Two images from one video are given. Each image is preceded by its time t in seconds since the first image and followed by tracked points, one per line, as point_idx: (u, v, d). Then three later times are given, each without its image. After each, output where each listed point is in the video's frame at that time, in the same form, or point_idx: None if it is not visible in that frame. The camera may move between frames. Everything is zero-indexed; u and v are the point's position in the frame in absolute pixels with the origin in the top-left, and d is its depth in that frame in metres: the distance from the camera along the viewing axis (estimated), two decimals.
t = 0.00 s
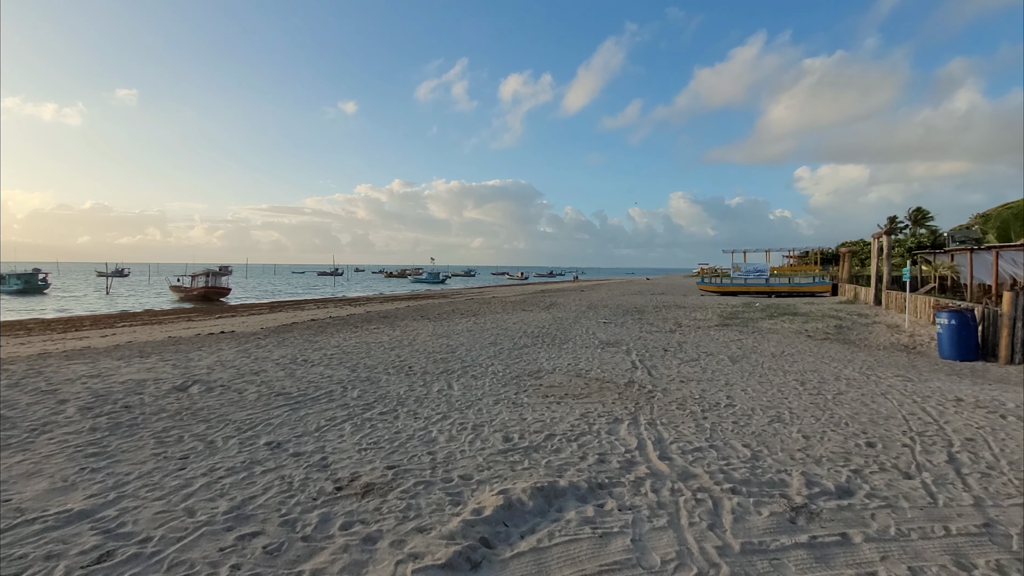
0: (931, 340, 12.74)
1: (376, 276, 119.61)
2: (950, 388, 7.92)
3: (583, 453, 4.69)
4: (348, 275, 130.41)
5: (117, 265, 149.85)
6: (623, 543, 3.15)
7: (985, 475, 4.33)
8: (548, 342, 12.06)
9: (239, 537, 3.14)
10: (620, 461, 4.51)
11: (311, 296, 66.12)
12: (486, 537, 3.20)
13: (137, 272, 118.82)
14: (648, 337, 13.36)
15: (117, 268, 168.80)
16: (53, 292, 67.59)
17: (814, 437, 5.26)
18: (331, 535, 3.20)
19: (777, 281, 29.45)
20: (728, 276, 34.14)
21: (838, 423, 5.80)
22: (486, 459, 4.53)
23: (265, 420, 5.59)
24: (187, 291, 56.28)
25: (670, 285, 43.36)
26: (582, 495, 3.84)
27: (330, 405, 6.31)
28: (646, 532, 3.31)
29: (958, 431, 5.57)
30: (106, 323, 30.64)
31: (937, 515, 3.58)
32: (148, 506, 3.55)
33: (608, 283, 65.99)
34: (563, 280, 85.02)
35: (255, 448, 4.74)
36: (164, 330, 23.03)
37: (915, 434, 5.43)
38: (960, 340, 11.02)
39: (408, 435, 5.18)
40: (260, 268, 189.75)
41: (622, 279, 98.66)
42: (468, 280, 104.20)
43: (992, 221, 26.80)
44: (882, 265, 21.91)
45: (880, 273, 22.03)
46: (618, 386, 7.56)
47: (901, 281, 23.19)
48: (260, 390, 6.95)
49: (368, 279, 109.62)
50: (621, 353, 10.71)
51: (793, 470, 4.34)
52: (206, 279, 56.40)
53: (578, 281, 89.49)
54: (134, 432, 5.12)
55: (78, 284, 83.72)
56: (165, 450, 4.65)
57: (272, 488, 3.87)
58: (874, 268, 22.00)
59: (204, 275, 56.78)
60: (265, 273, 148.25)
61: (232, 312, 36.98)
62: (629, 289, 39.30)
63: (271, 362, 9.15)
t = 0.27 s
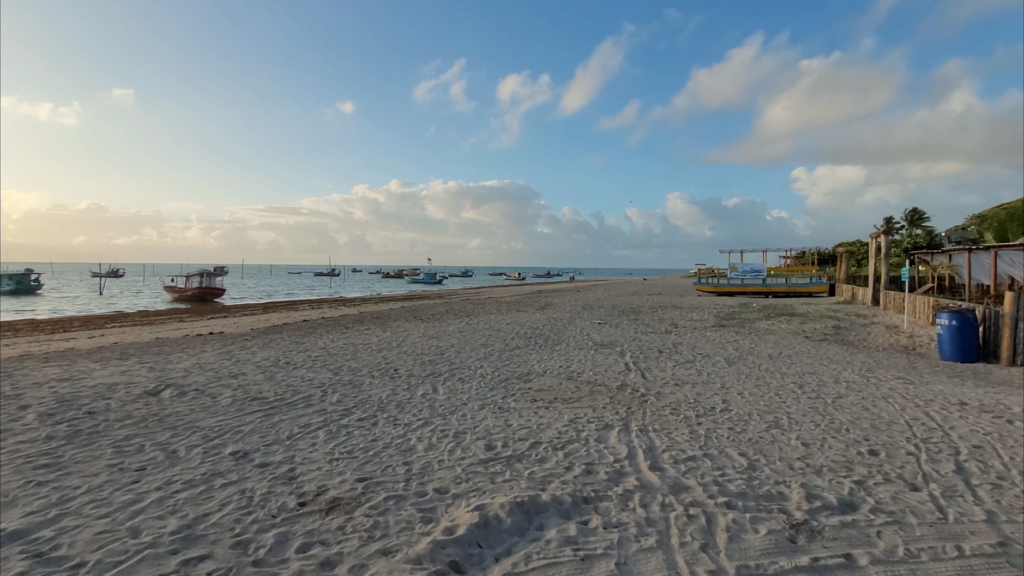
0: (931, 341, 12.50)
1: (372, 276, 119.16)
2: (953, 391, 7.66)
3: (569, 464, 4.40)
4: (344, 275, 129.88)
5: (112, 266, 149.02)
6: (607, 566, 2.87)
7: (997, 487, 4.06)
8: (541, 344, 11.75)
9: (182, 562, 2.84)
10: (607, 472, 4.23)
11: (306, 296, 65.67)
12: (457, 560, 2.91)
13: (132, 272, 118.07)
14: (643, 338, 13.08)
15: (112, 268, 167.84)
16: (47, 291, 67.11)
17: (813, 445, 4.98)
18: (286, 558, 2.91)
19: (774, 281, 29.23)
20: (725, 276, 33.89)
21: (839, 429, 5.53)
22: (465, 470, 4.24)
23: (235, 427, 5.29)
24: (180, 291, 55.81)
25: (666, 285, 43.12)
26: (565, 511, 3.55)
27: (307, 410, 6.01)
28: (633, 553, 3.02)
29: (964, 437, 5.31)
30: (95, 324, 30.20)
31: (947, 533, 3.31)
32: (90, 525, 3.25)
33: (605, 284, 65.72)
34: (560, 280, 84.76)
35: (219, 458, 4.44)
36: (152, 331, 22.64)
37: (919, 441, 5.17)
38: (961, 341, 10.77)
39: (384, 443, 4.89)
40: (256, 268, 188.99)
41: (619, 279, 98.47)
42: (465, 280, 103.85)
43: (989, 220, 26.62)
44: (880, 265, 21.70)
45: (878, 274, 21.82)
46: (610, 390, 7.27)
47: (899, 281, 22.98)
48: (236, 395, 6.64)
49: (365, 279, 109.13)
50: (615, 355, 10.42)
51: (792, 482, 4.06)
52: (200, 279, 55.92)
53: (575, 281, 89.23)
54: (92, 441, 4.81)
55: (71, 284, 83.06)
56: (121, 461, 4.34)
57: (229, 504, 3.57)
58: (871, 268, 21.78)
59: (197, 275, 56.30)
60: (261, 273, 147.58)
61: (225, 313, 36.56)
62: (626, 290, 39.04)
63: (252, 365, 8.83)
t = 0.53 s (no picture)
0: (931, 343, 12.27)
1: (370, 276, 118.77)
2: (957, 397, 7.42)
3: (556, 481, 4.13)
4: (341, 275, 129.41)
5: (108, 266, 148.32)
6: None
7: (1011, 506, 3.81)
8: (534, 347, 11.47)
9: None
10: (596, 490, 3.96)
11: (302, 296, 65.29)
12: None
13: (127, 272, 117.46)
14: (639, 341, 12.83)
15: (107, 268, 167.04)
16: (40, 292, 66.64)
17: (815, 459, 4.73)
18: None
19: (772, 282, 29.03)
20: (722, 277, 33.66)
21: (841, 440, 5.28)
22: (444, 488, 3.97)
23: (204, 440, 5.00)
24: (174, 292, 55.39)
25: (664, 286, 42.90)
26: (548, 535, 3.28)
27: (284, 420, 5.73)
28: None
29: (972, 449, 5.06)
30: (86, 325, 29.84)
31: (962, 561, 3.05)
32: (25, 556, 2.96)
33: (602, 283, 65.46)
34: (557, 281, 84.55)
35: (182, 475, 4.16)
36: (143, 333, 22.31)
37: (926, 454, 4.91)
38: (962, 345, 10.55)
39: (361, 457, 4.61)
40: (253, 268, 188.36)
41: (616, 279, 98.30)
42: (462, 281, 103.57)
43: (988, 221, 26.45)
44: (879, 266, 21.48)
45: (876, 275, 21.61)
46: (603, 397, 7.00)
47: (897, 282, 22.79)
48: (211, 403, 6.35)
49: (362, 280, 108.74)
50: (609, 359, 10.15)
51: (793, 501, 3.80)
52: (195, 279, 55.52)
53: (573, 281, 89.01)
54: (49, 455, 4.52)
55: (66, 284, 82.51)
56: (76, 479, 4.06)
57: (183, 529, 3.29)
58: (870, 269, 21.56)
59: (192, 275, 55.88)
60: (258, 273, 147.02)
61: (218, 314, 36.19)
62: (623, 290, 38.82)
63: (233, 370, 8.54)
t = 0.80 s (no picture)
0: (936, 344, 12.00)
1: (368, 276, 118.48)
2: (966, 399, 7.14)
3: (545, 492, 3.84)
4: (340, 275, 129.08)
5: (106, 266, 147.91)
6: None
7: None
8: (529, 348, 11.18)
9: None
10: (587, 502, 3.67)
11: (300, 296, 64.99)
12: None
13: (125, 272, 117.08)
14: (636, 341, 12.55)
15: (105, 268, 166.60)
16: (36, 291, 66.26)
17: (821, 467, 4.45)
18: None
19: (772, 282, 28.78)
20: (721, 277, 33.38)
21: (848, 446, 5.00)
22: (423, 501, 3.67)
23: (173, 447, 4.71)
24: (171, 291, 55.09)
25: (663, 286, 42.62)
26: (534, 555, 2.99)
27: (261, 426, 5.44)
28: None
29: (987, 456, 4.78)
30: (79, 325, 29.52)
31: None
32: None
33: (601, 283, 65.17)
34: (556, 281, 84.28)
35: (142, 486, 3.87)
36: (135, 333, 22.00)
37: (939, 461, 4.63)
38: (968, 345, 10.29)
39: (338, 466, 4.32)
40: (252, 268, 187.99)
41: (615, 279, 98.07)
42: (461, 280, 103.29)
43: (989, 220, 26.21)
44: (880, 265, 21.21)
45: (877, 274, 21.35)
46: (598, 400, 6.71)
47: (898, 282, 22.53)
48: (187, 407, 6.05)
49: (360, 279, 108.43)
50: (606, 360, 9.85)
51: (799, 516, 3.52)
52: (191, 279, 55.18)
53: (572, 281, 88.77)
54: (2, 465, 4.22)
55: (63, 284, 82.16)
56: (26, 491, 3.76)
57: (133, 549, 3.00)
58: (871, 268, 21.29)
59: (188, 275, 55.58)
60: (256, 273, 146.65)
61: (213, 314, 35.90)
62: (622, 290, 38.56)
63: (216, 372, 8.24)
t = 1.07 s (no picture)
0: (941, 346, 11.71)
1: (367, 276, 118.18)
2: (978, 405, 6.84)
3: (533, 513, 3.54)
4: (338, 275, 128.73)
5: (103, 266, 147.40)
6: None
7: None
8: (524, 351, 10.87)
9: None
10: (580, 526, 3.36)
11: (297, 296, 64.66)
12: None
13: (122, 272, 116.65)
14: (635, 343, 12.26)
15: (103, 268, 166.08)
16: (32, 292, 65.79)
17: (831, 483, 4.15)
18: None
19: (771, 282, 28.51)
20: (721, 277, 33.08)
21: (859, 459, 4.70)
22: (400, 525, 3.36)
23: (137, 461, 4.40)
24: (168, 291, 54.87)
25: (662, 286, 42.36)
26: None
27: (236, 436, 5.13)
28: None
29: (1008, 470, 4.48)
30: (73, 327, 29.24)
31: None
32: None
33: (600, 283, 64.86)
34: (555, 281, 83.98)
35: (97, 507, 3.56)
36: (127, 334, 21.73)
37: (957, 476, 4.33)
38: (975, 348, 10.00)
39: (312, 483, 4.01)
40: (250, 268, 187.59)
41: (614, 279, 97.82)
42: (460, 280, 103.01)
43: (991, 220, 25.92)
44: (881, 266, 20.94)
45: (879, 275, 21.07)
46: (594, 407, 6.41)
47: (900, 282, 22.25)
48: (161, 416, 5.74)
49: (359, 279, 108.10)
50: (603, 364, 9.55)
51: (811, 541, 3.22)
52: (188, 279, 54.92)
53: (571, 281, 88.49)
54: None
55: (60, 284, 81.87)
56: None
57: None
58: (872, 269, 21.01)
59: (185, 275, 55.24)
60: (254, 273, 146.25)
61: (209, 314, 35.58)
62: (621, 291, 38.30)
63: (199, 376, 7.94)
